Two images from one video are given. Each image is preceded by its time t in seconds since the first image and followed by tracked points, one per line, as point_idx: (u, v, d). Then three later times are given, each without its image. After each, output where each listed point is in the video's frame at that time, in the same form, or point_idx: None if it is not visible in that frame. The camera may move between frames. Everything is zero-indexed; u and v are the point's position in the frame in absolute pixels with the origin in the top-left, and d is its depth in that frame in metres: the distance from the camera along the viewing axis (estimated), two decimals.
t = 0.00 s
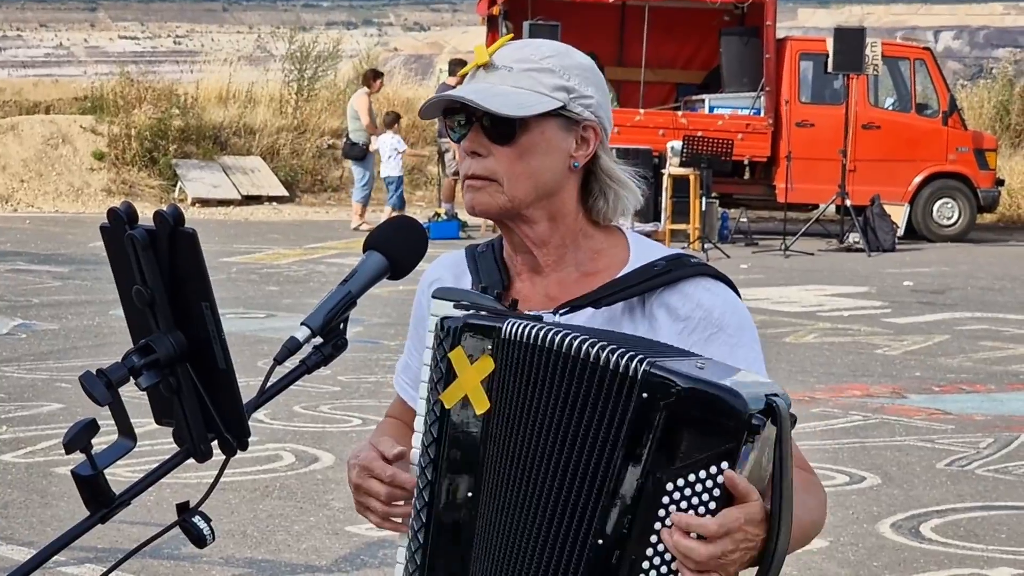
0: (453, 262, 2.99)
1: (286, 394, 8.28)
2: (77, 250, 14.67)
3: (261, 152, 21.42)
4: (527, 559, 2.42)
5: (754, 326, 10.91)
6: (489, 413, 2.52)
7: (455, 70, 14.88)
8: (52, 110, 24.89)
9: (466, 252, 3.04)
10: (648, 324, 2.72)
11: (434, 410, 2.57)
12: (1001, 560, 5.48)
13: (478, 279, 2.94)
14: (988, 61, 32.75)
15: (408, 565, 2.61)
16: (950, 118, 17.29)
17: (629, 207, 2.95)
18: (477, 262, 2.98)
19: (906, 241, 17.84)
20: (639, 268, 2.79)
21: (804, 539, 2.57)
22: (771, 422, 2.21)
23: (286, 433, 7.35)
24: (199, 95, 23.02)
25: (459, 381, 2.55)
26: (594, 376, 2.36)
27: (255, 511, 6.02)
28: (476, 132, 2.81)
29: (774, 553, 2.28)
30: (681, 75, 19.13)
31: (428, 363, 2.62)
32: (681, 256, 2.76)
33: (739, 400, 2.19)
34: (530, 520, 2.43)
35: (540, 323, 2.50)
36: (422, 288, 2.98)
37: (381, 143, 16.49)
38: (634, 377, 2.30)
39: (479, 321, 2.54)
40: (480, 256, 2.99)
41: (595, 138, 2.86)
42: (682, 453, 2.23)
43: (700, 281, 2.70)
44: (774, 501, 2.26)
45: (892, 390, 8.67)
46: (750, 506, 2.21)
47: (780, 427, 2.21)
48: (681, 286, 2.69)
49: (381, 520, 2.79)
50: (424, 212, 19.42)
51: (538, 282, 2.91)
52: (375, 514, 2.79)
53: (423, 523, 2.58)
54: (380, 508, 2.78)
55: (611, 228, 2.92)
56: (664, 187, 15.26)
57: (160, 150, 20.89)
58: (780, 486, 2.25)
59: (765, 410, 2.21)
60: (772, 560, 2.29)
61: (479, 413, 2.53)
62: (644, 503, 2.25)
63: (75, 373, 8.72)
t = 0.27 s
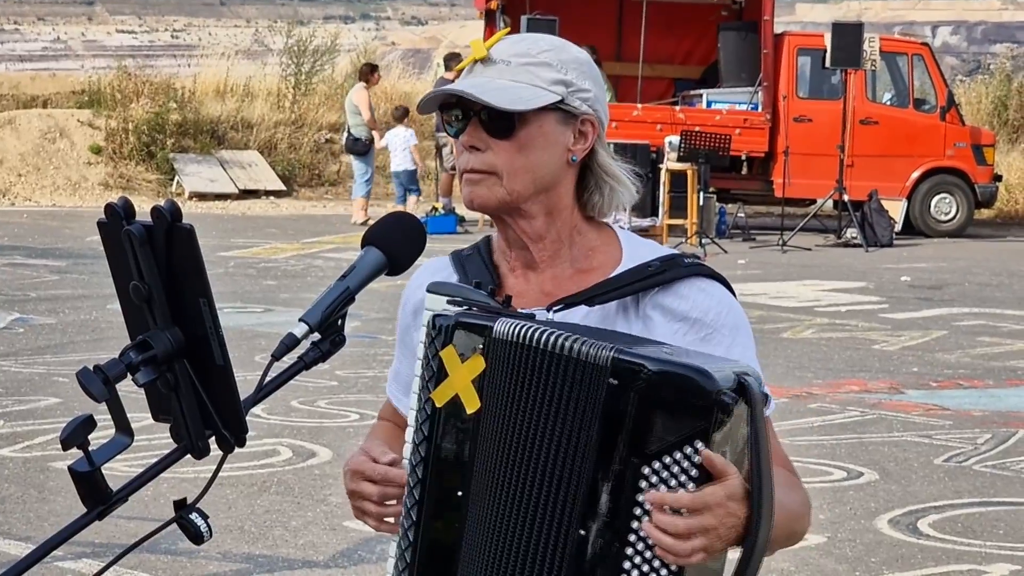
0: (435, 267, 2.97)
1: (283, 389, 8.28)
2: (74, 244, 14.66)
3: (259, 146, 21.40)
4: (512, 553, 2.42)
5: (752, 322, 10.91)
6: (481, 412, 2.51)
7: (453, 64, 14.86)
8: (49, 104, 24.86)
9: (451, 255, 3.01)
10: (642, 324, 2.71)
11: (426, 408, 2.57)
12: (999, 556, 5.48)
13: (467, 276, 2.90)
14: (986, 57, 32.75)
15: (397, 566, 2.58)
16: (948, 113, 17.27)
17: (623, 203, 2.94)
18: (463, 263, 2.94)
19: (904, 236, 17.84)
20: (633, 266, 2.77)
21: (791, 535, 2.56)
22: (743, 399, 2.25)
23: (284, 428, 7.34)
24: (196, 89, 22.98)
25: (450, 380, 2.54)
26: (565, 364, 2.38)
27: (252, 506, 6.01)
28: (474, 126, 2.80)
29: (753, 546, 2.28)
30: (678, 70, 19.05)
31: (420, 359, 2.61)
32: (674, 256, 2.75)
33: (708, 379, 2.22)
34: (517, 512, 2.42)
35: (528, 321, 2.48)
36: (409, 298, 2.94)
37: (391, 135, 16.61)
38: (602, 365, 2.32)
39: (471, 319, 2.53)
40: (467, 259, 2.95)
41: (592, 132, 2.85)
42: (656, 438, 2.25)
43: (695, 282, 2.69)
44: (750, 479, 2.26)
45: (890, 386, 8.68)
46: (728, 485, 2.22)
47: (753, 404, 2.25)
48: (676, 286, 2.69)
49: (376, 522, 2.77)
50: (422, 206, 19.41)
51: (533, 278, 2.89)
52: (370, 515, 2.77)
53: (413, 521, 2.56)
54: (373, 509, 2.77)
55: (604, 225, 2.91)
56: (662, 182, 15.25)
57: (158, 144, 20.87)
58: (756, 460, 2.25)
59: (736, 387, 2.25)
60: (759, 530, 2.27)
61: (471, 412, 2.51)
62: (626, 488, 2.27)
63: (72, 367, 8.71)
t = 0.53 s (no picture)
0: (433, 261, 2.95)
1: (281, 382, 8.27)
2: (72, 237, 14.64)
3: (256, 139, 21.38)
4: (502, 544, 2.39)
5: (750, 315, 10.91)
6: (475, 409, 2.49)
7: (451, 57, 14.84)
8: (47, 97, 24.82)
9: (445, 253, 2.99)
10: (640, 321, 2.70)
11: (422, 402, 2.55)
12: (997, 550, 5.48)
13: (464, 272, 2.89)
14: (984, 51, 32.72)
15: (392, 562, 2.57)
16: (947, 107, 17.28)
17: (622, 197, 2.93)
18: (458, 260, 2.93)
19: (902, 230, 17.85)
20: (631, 264, 2.77)
21: (786, 523, 2.53)
22: (722, 376, 2.22)
23: (282, 421, 7.34)
24: (194, 82, 22.93)
25: (446, 374, 2.53)
26: (546, 352, 2.38)
27: (251, 500, 6.01)
28: (475, 119, 2.79)
29: (739, 550, 2.25)
30: (677, 64, 19.07)
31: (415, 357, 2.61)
32: (673, 254, 2.74)
33: (685, 355, 2.21)
34: (506, 503, 2.39)
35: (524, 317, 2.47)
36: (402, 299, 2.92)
37: (399, 126, 16.53)
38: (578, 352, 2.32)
39: (467, 314, 2.53)
40: (460, 255, 2.95)
41: (594, 126, 2.84)
42: (634, 419, 2.23)
43: (694, 279, 2.68)
44: (736, 447, 2.24)
45: (889, 379, 8.68)
46: (713, 459, 2.21)
47: (732, 381, 2.22)
48: (676, 283, 2.68)
49: (368, 516, 2.76)
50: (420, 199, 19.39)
51: (532, 271, 2.88)
52: (362, 510, 2.76)
53: (408, 517, 2.55)
54: (366, 503, 2.76)
55: (603, 222, 2.90)
56: (660, 175, 15.25)
57: (156, 137, 20.85)
58: (741, 423, 2.23)
59: (714, 364, 2.23)
60: (747, 525, 2.27)
61: (465, 409, 2.50)
62: (609, 475, 2.24)
63: (70, 360, 8.70)
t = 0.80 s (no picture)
0: (431, 255, 2.88)
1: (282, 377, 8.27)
2: (72, 232, 14.64)
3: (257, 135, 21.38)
4: (499, 540, 2.35)
5: (750, 311, 10.91)
6: (473, 406, 2.46)
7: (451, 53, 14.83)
8: (48, 92, 24.83)
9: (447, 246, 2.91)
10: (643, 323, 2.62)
11: (418, 400, 2.51)
12: (998, 546, 5.48)
13: (466, 268, 2.82)
14: (985, 47, 32.72)
15: (389, 561, 2.52)
16: (947, 103, 17.25)
17: (626, 196, 2.86)
18: (461, 254, 2.85)
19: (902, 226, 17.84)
20: (636, 264, 2.69)
21: (776, 524, 2.47)
22: (709, 362, 2.21)
23: (282, 417, 7.34)
24: (194, 78, 22.91)
25: (444, 372, 2.49)
26: (535, 344, 2.35)
27: (251, 495, 6.01)
28: (475, 117, 2.73)
29: (734, 544, 2.18)
30: (678, 60, 19.08)
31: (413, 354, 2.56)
32: (677, 255, 2.66)
33: (670, 342, 2.21)
34: (502, 497, 2.36)
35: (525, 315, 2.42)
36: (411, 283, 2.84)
37: (408, 122, 16.35)
38: (565, 344, 2.30)
39: (465, 312, 2.48)
40: (464, 249, 2.87)
41: (597, 124, 2.76)
42: (624, 408, 2.23)
43: (697, 282, 2.61)
44: (733, 433, 2.20)
45: (889, 375, 8.69)
46: (711, 437, 2.17)
47: (719, 366, 2.20)
48: (679, 285, 2.61)
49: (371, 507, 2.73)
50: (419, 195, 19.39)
51: (536, 269, 2.81)
52: (365, 500, 2.73)
53: (404, 515, 2.50)
54: (371, 492, 2.72)
55: (607, 220, 2.83)
56: (660, 171, 15.24)
57: (156, 133, 20.85)
58: (732, 409, 2.20)
59: (700, 350, 2.21)
60: (741, 522, 2.18)
61: (463, 406, 2.47)
62: (600, 465, 2.23)
63: (71, 356, 8.70)
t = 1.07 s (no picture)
0: (440, 246, 2.90)
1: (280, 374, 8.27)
2: (70, 229, 14.63)
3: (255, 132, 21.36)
4: (499, 543, 2.34)
5: (749, 309, 10.91)
6: (476, 409, 2.45)
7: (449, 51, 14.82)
8: (45, 89, 24.81)
9: (456, 238, 2.91)
10: (647, 324, 2.62)
11: (422, 402, 2.50)
12: (997, 544, 5.48)
13: (473, 264, 2.82)
14: (983, 45, 32.71)
15: (390, 563, 2.52)
16: (946, 101, 17.25)
17: (634, 196, 2.83)
18: (469, 247, 2.86)
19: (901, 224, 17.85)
20: (641, 267, 2.68)
21: (770, 533, 2.46)
22: (709, 367, 2.23)
23: (281, 415, 7.34)
24: (192, 75, 22.87)
25: (447, 374, 2.49)
26: (534, 348, 2.35)
27: (250, 493, 6.01)
28: (484, 116, 2.72)
29: (732, 544, 2.22)
30: (676, 58, 19.07)
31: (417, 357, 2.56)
32: (683, 258, 2.65)
33: (669, 347, 2.20)
34: (501, 500, 2.35)
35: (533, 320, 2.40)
36: (418, 275, 2.87)
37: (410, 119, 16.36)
38: (562, 348, 2.29)
39: (469, 315, 2.48)
40: (473, 242, 2.87)
41: (606, 124, 2.74)
42: (623, 413, 2.22)
43: (704, 287, 2.59)
44: (728, 433, 2.23)
45: (888, 373, 8.69)
46: (708, 427, 2.20)
47: (718, 372, 2.22)
48: (684, 289, 2.59)
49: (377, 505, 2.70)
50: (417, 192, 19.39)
51: (542, 268, 2.80)
52: (371, 498, 2.71)
53: (406, 517, 2.49)
54: (374, 490, 2.70)
55: (614, 220, 2.82)
56: (659, 169, 15.24)
57: (154, 130, 20.83)
58: (729, 414, 2.23)
59: (700, 355, 2.23)
60: (740, 518, 2.22)
61: (466, 409, 2.45)
62: (598, 469, 2.21)
63: (69, 353, 8.70)
